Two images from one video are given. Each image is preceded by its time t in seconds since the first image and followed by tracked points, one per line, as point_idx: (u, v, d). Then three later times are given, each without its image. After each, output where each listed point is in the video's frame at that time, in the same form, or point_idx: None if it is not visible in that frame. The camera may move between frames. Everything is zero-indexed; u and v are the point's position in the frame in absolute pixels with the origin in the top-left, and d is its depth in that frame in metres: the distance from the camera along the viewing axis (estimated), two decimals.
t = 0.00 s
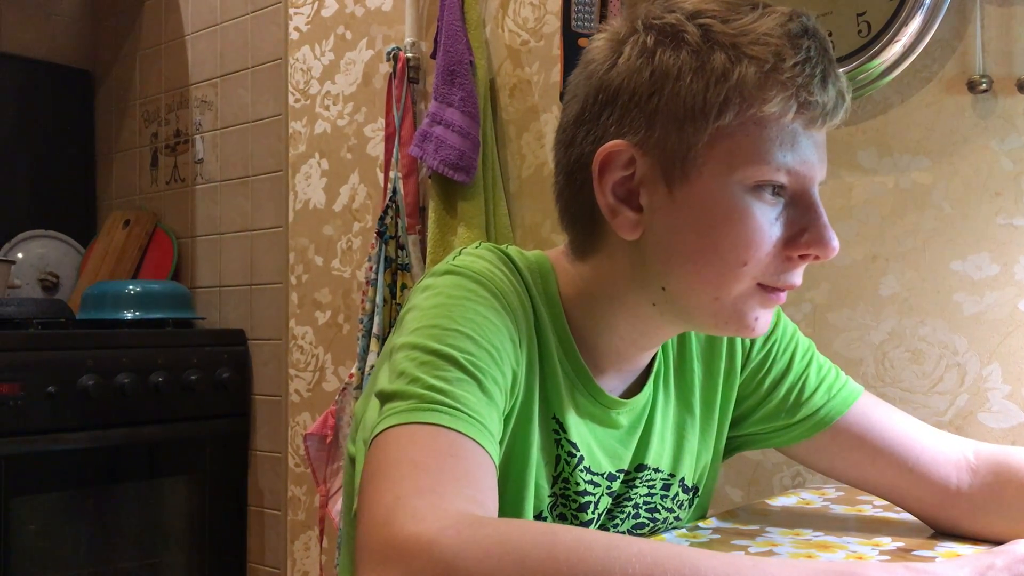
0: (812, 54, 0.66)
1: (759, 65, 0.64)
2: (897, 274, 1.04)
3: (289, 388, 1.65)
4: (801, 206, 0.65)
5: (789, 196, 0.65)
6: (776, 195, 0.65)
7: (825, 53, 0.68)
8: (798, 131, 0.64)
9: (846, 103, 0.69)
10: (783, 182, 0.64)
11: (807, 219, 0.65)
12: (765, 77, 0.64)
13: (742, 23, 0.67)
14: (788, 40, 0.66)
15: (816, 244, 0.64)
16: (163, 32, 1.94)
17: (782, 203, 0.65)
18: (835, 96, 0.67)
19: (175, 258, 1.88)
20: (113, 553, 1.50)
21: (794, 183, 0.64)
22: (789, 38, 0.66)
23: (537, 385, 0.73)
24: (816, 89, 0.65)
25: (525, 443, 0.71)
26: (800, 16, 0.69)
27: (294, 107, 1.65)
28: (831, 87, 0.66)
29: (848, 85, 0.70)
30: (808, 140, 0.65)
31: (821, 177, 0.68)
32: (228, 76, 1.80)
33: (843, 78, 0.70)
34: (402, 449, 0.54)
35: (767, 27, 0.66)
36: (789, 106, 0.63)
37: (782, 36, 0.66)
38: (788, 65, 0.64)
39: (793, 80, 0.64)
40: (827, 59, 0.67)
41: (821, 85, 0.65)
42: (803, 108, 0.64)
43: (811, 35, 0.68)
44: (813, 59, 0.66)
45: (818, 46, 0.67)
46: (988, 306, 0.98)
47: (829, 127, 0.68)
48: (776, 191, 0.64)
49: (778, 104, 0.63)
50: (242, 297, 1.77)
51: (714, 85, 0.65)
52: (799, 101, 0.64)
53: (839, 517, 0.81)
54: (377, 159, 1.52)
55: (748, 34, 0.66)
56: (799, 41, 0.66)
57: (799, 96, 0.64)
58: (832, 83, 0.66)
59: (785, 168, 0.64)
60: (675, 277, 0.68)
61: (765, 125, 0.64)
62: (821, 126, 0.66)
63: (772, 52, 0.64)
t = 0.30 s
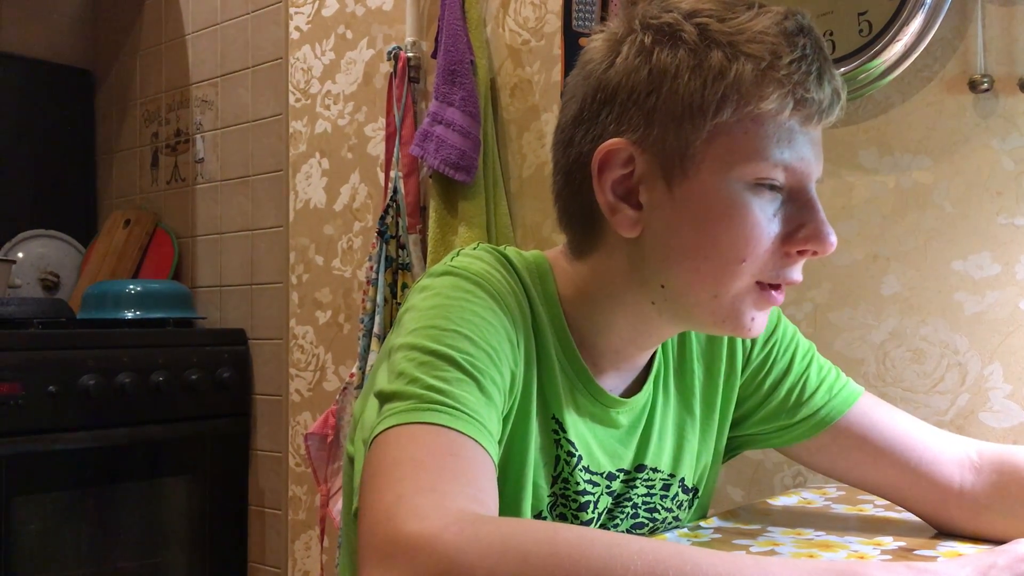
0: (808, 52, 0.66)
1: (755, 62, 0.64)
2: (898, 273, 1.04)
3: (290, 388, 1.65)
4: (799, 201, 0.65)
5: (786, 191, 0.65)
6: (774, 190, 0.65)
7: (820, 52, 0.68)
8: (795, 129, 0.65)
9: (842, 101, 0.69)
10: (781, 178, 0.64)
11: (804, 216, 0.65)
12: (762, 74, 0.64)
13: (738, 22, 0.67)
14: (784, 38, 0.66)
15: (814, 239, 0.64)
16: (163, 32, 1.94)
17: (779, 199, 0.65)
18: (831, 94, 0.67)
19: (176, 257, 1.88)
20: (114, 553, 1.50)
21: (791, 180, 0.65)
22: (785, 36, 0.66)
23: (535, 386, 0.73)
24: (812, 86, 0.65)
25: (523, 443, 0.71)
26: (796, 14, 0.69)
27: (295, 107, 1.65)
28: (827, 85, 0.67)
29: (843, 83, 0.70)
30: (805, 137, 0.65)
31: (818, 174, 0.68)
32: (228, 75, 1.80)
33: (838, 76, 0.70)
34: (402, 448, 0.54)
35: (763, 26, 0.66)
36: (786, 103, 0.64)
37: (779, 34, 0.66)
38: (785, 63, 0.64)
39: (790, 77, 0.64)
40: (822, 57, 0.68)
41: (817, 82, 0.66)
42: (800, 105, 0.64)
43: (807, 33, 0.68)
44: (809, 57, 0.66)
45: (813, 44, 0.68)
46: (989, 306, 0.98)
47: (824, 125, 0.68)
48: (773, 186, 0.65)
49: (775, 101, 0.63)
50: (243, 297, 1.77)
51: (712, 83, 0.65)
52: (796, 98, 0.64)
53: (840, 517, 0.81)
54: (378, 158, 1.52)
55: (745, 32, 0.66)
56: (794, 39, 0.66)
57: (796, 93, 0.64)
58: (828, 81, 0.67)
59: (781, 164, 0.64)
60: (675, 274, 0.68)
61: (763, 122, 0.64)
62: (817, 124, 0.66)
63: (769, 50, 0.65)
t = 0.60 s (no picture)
0: (798, 37, 0.67)
1: (747, 50, 0.64)
2: (904, 274, 1.04)
3: (294, 388, 1.66)
4: (800, 185, 0.66)
5: (786, 176, 0.66)
6: (775, 174, 0.65)
7: (809, 36, 0.68)
8: (790, 113, 0.65)
9: (835, 86, 0.70)
10: (781, 161, 0.65)
11: (809, 200, 0.65)
12: (755, 61, 0.64)
13: (728, 11, 0.67)
14: (774, 25, 0.66)
15: (818, 221, 0.64)
16: (167, 32, 1.94)
17: (780, 183, 0.65)
18: (823, 78, 0.67)
19: (180, 257, 1.89)
20: (119, 553, 1.50)
21: (791, 164, 0.65)
22: (774, 22, 0.66)
23: (540, 383, 0.73)
24: (805, 70, 0.65)
25: (528, 441, 0.71)
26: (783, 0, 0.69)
27: (299, 107, 1.66)
28: (819, 69, 0.67)
29: (834, 69, 0.71)
30: (801, 120, 0.66)
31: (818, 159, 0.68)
32: (232, 75, 1.80)
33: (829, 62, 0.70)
34: (407, 448, 0.54)
35: (751, 13, 0.66)
36: (780, 88, 0.64)
37: (768, 21, 0.66)
38: (776, 48, 0.65)
39: (782, 61, 0.64)
40: (812, 42, 0.68)
41: (808, 66, 0.66)
42: (794, 89, 0.65)
43: (795, 19, 0.68)
44: (799, 42, 0.67)
45: (802, 29, 0.68)
46: (996, 306, 0.98)
47: (819, 110, 0.69)
48: (773, 170, 0.65)
49: (769, 86, 0.64)
50: (247, 296, 1.77)
51: (705, 73, 0.65)
52: (789, 83, 0.65)
53: (847, 517, 0.80)
54: (382, 158, 1.52)
55: (734, 21, 0.66)
56: (784, 25, 0.66)
57: (789, 78, 0.65)
58: (819, 65, 0.67)
59: (781, 149, 0.65)
60: (682, 266, 0.68)
61: (758, 108, 0.64)
62: (812, 108, 0.67)
63: (759, 37, 0.65)
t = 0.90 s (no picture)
0: (792, 31, 0.67)
1: (741, 45, 0.64)
2: (902, 274, 1.04)
3: (292, 388, 1.66)
4: (796, 181, 0.65)
5: (783, 172, 0.65)
6: (772, 172, 0.65)
7: (804, 31, 0.68)
8: (785, 109, 0.65)
9: (831, 81, 0.69)
10: (777, 159, 0.65)
11: (806, 195, 0.65)
12: (748, 57, 0.64)
13: (722, 7, 0.67)
14: (768, 20, 0.66)
15: (815, 218, 0.65)
16: (166, 32, 1.94)
17: (777, 180, 0.65)
18: (818, 73, 0.67)
19: (179, 257, 1.88)
20: (117, 553, 1.50)
21: (788, 161, 0.65)
22: (768, 17, 0.66)
23: (539, 382, 0.73)
24: (799, 65, 0.65)
25: (526, 441, 0.71)
26: None
27: (297, 107, 1.66)
28: (814, 64, 0.67)
29: (831, 64, 0.70)
30: (797, 116, 0.66)
31: (814, 155, 0.68)
32: (231, 75, 1.80)
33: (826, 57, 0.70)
34: (405, 448, 0.54)
35: (745, 9, 0.66)
36: (774, 84, 0.64)
37: (761, 17, 0.66)
38: (770, 44, 0.65)
39: (776, 57, 0.64)
40: (806, 37, 0.68)
41: (803, 61, 0.66)
42: (789, 85, 0.65)
43: (789, 14, 0.68)
44: (794, 37, 0.66)
45: (796, 25, 0.68)
46: (993, 306, 0.98)
47: (814, 105, 0.68)
48: (769, 167, 0.65)
49: (764, 82, 0.64)
50: (245, 296, 1.77)
51: (699, 70, 0.65)
52: (784, 78, 0.64)
53: (844, 517, 0.80)
54: (380, 158, 1.52)
55: (728, 18, 0.66)
56: (778, 20, 0.66)
57: (784, 73, 0.64)
58: (814, 60, 0.67)
59: (777, 146, 0.65)
60: (678, 264, 0.68)
61: (753, 104, 0.64)
62: (807, 104, 0.67)
63: (753, 33, 0.65)
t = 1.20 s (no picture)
0: (809, 35, 0.66)
1: (757, 49, 0.64)
2: (904, 274, 1.04)
3: (294, 388, 1.66)
4: (812, 187, 0.66)
5: (798, 177, 0.65)
6: (786, 176, 0.65)
7: (821, 34, 0.68)
8: (801, 112, 0.65)
9: (847, 86, 0.69)
10: (792, 163, 0.65)
11: (820, 200, 0.65)
12: (765, 61, 0.64)
13: (738, 10, 0.67)
14: (784, 24, 0.66)
15: (830, 224, 0.64)
16: (167, 32, 1.94)
17: (791, 185, 0.65)
18: (835, 77, 0.67)
19: (180, 257, 1.89)
20: (118, 552, 1.50)
21: (803, 165, 0.65)
22: (785, 21, 0.66)
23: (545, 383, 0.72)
24: (816, 69, 0.65)
25: (532, 443, 0.71)
26: None
27: (299, 107, 1.66)
28: (831, 68, 0.67)
29: (848, 69, 0.70)
30: (813, 120, 0.66)
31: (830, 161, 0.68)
32: (232, 75, 1.80)
33: (843, 62, 0.70)
34: (410, 447, 0.54)
35: (761, 13, 0.66)
36: (790, 87, 0.64)
37: (778, 20, 0.66)
38: (786, 47, 0.64)
39: (792, 61, 0.64)
40: (823, 40, 0.67)
41: (820, 65, 0.66)
42: (805, 88, 0.65)
43: (807, 17, 0.67)
44: (811, 40, 0.66)
45: (814, 28, 0.67)
46: (995, 306, 0.98)
47: (831, 109, 0.68)
48: (784, 171, 0.65)
49: (779, 85, 0.64)
50: (247, 296, 1.77)
51: (714, 73, 0.65)
52: (800, 82, 0.64)
53: (847, 518, 0.80)
54: (382, 158, 1.52)
55: (744, 21, 0.66)
56: (795, 24, 0.66)
57: (800, 77, 0.64)
58: (831, 64, 0.67)
59: (792, 149, 0.65)
60: (689, 268, 0.68)
61: (769, 108, 0.64)
62: (824, 108, 0.66)
63: (769, 36, 0.65)
